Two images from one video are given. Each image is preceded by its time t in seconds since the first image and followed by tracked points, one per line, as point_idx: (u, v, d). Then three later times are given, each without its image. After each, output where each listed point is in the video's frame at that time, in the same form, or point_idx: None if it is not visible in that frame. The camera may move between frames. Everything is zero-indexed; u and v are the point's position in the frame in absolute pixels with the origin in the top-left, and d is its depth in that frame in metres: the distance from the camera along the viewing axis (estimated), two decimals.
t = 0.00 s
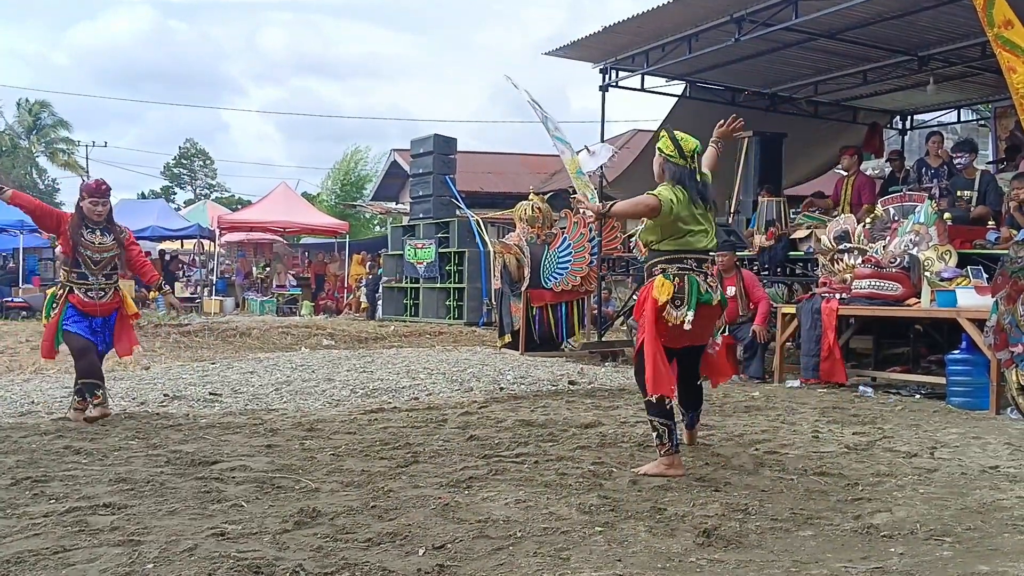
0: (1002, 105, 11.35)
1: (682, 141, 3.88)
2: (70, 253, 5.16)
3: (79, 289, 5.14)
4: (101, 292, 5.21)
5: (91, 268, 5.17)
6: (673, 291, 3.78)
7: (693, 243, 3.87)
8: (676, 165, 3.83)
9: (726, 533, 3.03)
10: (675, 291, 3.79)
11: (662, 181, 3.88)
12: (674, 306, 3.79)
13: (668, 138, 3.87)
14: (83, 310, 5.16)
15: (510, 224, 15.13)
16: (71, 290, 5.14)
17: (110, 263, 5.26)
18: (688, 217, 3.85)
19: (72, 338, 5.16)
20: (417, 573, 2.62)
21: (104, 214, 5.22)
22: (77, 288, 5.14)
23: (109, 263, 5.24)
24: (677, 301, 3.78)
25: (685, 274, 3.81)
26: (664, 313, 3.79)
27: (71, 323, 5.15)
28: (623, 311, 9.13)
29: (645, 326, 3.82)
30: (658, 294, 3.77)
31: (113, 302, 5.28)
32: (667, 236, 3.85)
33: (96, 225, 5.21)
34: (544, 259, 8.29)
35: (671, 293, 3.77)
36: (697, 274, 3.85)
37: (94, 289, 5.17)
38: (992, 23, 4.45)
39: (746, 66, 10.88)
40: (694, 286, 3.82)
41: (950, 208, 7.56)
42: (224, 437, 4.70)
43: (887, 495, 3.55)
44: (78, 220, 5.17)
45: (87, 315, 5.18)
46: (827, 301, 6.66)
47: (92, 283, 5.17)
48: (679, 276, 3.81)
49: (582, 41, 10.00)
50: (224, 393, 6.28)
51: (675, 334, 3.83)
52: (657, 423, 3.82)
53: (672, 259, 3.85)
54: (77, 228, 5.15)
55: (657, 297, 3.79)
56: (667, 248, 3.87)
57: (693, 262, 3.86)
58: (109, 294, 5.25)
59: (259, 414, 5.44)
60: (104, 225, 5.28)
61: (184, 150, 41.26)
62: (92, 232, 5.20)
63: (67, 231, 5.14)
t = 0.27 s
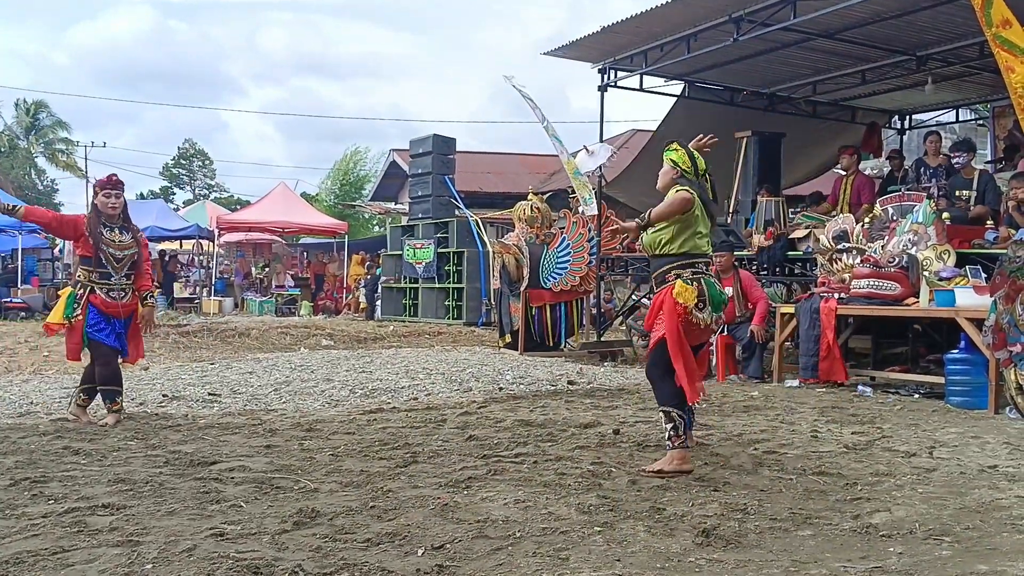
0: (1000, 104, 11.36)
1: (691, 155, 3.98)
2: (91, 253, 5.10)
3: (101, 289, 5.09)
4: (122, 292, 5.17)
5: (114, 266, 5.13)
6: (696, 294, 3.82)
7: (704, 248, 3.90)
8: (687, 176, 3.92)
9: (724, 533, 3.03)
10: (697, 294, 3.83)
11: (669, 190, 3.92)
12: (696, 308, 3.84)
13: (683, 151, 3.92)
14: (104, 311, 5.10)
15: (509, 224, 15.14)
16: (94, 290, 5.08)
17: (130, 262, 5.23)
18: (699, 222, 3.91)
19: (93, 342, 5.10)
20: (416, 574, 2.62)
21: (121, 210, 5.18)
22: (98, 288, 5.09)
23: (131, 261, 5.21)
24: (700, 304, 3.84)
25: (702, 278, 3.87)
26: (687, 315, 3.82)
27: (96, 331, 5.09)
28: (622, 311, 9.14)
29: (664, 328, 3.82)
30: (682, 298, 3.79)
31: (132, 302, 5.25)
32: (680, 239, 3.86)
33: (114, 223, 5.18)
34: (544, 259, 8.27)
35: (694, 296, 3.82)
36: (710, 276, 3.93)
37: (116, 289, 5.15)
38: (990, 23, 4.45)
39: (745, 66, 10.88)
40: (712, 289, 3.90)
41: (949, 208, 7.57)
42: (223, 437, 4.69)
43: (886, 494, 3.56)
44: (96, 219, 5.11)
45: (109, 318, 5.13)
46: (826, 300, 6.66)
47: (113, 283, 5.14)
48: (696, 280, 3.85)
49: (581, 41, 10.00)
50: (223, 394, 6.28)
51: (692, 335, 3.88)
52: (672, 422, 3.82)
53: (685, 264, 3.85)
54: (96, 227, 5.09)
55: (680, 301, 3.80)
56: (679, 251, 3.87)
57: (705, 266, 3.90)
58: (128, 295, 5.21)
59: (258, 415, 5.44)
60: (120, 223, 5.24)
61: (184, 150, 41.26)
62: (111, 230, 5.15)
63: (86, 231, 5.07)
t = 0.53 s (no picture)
0: (999, 104, 11.36)
1: (691, 161, 3.96)
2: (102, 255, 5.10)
3: (111, 290, 5.12)
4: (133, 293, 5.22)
5: (127, 267, 5.18)
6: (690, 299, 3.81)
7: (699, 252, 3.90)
8: (684, 182, 3.92)
9: (724, 533, 3.03)
10: (691, 300, 3.82)
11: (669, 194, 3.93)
12: (691, 314, 3.82)
13: (682, 157, 3.91)
14: (111, 310, 5.11)
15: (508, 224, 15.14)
16: (101, 290, 5.08)
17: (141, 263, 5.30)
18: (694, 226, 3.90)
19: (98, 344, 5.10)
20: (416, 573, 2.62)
21: (133, 210, 5.25)
22: (108, 289, 5.12)
23: (142, 261, 5.30)
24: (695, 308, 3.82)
25: (696, 283, 3.86)
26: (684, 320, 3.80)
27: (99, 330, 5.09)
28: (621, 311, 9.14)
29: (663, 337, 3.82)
30: (675, 305, 3.80)
31: (143, 302, 5.29)
32: (674, 244, 3.87)
33: (127, 224, 5.25)
34: (542, 259, 8.26)
35: (688, 302, 3.81)
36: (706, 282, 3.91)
37: (124, 290, 5.18)
38: (989, 24, 4.45)
39: (744, 66, 10.88)
40: (707, 293, 3.87)
41: (948, 208, 7.57)
42: (223, 438, 4.69)
43: (885, 494, 3.56)
44: (110, 220, 5.17)
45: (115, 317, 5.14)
46: (826, 300, 6.66)
47: (123, 283, 5.18)
48: (691, 287, 3.84)
49: (580, 41, 10.00)
50: (222, 394, 6.27)
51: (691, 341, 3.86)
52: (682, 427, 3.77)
53: (679, 270, 3.86)
54: (110, 227, 5.15)
55: (675, 308, 3.80)
56: (672, 255, 3.88)
57: (700, 271, 3.89)
58: (138, 295, 5.26)
59: (257, 415, 5.43)
60: (132, 223, 5.30)
61: (183, 150, 41.26)
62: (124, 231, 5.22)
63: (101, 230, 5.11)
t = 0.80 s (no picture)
0: (1000, 103, 11.35)
1: (684, 152, 3.92)
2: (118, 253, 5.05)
3: (123, 288, 5.10)
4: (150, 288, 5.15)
5: (139, 263, 5.11)
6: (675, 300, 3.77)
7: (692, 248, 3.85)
8: (677, 174, 3.87)
9: (724, 532, 3.03)
10: (676, 300, 3.77)
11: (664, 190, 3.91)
12: (675, 315, 3.76)
13: (672, 150, 3.90)
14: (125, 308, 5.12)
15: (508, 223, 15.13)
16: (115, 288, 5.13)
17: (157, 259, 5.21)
18: (686, 222, 3.85)
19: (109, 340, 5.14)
20: (416, 572, 2.62)
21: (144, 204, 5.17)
22: (121, 287, 5.11)
23: (156, 258, 5.19)
24: (682, 309, 3.76)
25: (685, 283, 3.81)
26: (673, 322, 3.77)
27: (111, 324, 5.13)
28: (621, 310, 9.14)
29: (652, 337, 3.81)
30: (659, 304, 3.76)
31: (159, 299, 5.20)
32: (667, 243, 3.87)
33: (139, 220, 5.17)
34: (542, 259, 8.27)
35: (672, 302, 3.76)
36: (697, 282, 3.84)
37: (137, 286, 5.12)
38: (990, 23, 4.44)
39: (744, 65, 10.87)
40: (695, 294, 3.80)
41: (949, 207, 7.56)
42: (223, 437, 4.69)
43: (886, 493, 3.55)
44: (124, 217, 5.13)
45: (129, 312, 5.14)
46: (825, 300, 6.67)
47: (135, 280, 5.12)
48: (679, 286, 3.81)
49: (580, 40, 9.99)
50: (222, 393, 6.28)
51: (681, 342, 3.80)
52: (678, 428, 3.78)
53: (673, 268, 3.86)
54: (122, 224, 5.10)
55: (660, 308, 3.77)
56: (665, 253, 3.88)
57: (693, 270, 3.86)
58: (154, 291, 5.18)
59: (257, 414, 5.43)
60: (145, 219, 5.22)
61: (183, 150, 41.26)
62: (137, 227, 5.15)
63: (111, 227, 5.09)
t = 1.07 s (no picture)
0: (1000, 103, 11.35)
1: (678, 154, 3.88)
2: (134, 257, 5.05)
3: (145, 290, 5.12)
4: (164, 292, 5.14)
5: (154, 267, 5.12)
6: (677, 304, 3.76)
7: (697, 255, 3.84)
8: (672, 179, 3.84)
9: (725, 531, 3.03)
10: (678, 304, 3.77)
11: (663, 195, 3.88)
12: (677, 319, 3.76)
13: (667, 154, 3.85)
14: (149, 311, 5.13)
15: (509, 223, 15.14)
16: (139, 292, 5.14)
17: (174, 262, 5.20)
18: (688, 229, 3.83)
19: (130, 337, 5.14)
20: (416, 572, 2.62)
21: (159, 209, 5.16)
22: (142, 289, 5.13)
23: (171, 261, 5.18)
24: (682, 314, 3.76)
25: (690, 287, 3.79)
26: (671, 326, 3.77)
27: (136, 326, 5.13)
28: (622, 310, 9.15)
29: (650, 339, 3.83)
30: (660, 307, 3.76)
31: (181, 300, 5.20)
32: (667, 251, 3.86)
33: (155, 224, 5.17)
34: (543, 258, 8.29)
35: (674, 306, 3.76)
36: (702, 286, 3.82)
37: (158, 289, 5.14)
38: (990, 23, 4.44)
39: (745, 65, 10.87)
40: (699, 299, 3.78)
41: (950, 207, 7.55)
42: (223, 436, 4.69)
43: (886, 493, 3.55)
44: (142, 220, 5.16)
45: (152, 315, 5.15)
46: (826, 299, 6.66)
47: (156, 283, 5.15)
48: (684, 289, 3.80)
49: (580, 40, 9.99)
50: (222, 392, 6.28)
51: (680, 347, 3.81)
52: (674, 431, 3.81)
53: (676, 272, 3.84)
54: (138, 228, 5.13)
55: (661, 311, 3.77)
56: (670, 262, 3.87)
57: (697, 275, 3.84)
58: (176, 292, 5.19)
59: (257, 413, 5.43)
60: (163, 223, 5.21)
61: (183, 149, 41.26)
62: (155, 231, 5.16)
63: (128, 232, 5.12)
